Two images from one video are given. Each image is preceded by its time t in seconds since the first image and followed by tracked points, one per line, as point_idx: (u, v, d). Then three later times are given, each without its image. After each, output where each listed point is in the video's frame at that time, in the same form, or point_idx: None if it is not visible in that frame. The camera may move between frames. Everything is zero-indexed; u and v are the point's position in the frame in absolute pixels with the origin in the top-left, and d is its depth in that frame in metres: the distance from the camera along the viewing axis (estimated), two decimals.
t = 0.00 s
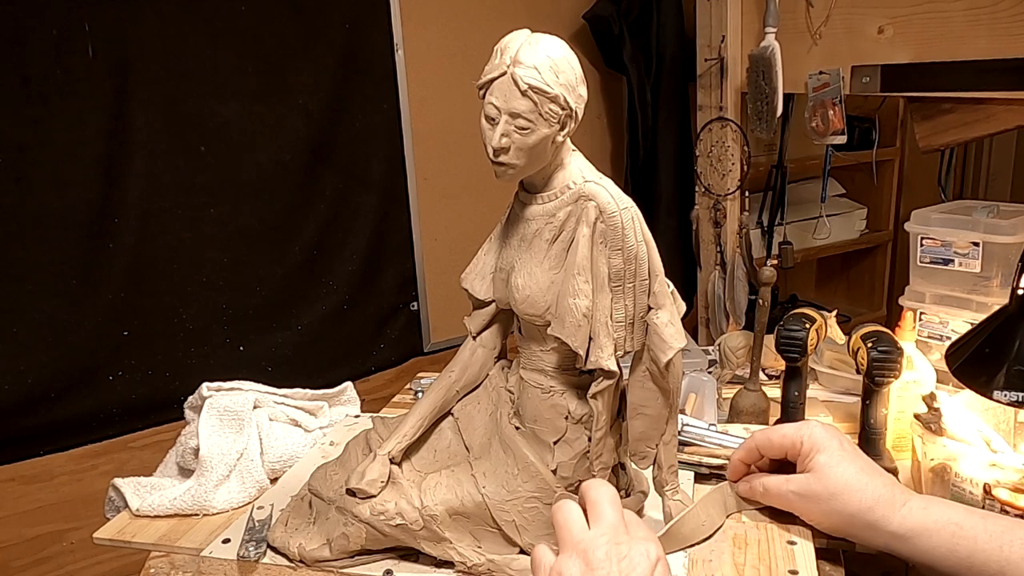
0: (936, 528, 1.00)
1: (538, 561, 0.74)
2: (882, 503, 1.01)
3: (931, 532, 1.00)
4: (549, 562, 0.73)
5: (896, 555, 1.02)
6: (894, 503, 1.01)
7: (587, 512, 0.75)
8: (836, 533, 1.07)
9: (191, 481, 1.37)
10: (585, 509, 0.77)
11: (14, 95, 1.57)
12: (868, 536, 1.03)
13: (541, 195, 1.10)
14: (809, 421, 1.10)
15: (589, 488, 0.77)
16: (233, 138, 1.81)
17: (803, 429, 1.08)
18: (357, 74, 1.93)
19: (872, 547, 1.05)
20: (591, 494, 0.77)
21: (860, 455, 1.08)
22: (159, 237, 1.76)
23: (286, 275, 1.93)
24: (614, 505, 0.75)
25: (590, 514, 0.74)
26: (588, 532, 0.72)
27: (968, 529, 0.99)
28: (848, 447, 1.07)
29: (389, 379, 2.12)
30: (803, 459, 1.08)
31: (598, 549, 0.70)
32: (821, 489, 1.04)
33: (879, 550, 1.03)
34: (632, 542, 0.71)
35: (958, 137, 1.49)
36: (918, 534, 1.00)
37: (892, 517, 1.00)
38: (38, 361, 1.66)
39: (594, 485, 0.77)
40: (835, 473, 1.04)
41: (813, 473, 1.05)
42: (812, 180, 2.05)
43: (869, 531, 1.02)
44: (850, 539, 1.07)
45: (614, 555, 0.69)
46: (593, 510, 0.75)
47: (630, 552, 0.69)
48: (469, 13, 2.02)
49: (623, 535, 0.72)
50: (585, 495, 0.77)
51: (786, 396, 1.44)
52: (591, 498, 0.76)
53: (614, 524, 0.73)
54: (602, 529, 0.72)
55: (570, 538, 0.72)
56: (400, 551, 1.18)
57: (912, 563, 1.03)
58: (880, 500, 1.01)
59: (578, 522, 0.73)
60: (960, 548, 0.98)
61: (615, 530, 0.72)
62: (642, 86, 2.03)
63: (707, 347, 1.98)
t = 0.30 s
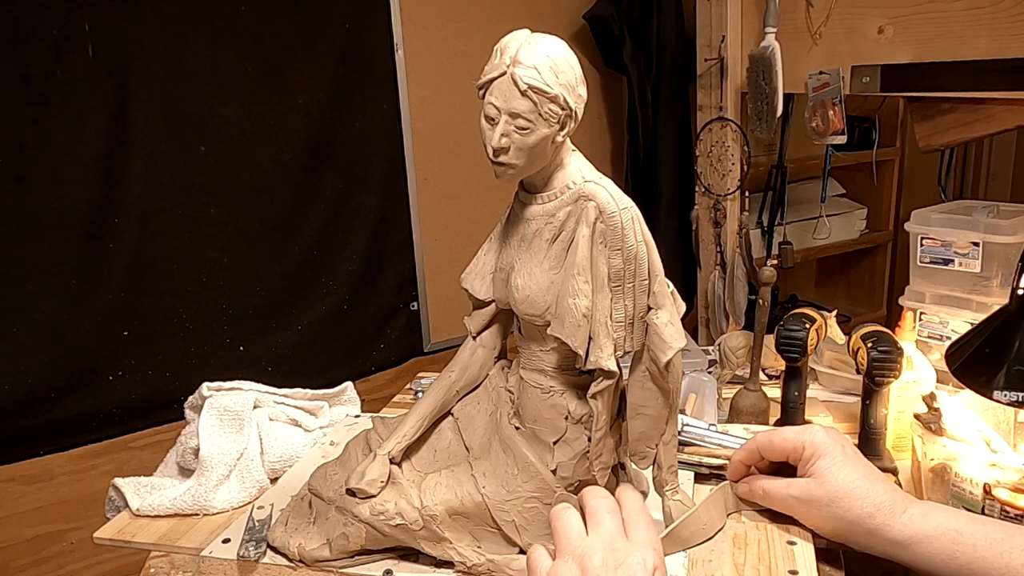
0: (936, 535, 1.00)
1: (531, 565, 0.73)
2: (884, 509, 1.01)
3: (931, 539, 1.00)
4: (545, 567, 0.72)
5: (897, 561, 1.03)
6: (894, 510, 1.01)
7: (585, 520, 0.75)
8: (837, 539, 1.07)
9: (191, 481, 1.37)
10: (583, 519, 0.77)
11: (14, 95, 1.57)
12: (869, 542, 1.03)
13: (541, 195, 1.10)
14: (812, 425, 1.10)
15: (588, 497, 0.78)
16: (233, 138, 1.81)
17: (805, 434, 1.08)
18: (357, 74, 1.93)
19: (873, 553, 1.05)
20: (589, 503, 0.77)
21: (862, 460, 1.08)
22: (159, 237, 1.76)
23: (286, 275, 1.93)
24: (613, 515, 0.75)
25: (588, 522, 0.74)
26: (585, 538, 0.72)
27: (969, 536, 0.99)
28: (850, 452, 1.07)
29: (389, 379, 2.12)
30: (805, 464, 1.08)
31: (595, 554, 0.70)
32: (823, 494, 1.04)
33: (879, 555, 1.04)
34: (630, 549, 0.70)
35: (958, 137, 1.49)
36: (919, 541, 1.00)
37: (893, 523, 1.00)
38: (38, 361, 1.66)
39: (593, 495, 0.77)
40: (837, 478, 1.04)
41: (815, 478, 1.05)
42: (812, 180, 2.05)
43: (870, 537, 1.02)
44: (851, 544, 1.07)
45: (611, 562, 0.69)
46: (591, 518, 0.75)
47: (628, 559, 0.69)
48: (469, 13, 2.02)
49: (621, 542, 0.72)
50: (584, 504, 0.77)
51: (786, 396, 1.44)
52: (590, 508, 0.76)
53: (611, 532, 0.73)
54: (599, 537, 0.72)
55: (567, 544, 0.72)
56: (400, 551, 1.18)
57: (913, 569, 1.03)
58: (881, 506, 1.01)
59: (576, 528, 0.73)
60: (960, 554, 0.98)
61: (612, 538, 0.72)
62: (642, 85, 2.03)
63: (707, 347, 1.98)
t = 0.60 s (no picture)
0: (933, 533, 1.00)
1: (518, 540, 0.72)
2: (881, 507, 1.01)
3: (928, 536, 1.00)
4: (529, 540, 0.71)
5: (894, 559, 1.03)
6: (892, 508, 1.02)
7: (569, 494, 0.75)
8: (834, 536, 1.07)
9: (191, 481, 1.37)
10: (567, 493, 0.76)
11: (14, 95, 1.57)
12: (866, 540, 1.03)
13: (541, 195, 1.10)
14: (810, 424, 1.10)
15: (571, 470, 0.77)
16: (233, 138, 1.81)
17: (803, 433, 1.09)
18: (357, 74, 1.93)
19: (870, 551, 1.05)
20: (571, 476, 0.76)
21: (860, 459, 1.09)
22: (159, 237, 1.76)
23: (286, 275, 1.93)
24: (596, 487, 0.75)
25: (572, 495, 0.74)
26: (570, 512, 0.71)
27: (966, 534, 0.99)
28: (848, 451, 1.08)
29: (389, 379, 2.12)
30: (803, 463, 1.08)
31: (578, 527, 0.69)
32: (821, 492, 1.05)
33: (877, 553, 1.04)
34: (613, 521, 0.70)
35: (958, 137, 1.49)
36: (916, 539, 1.00)
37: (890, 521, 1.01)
38: (38, 361, 1.66)
39: (577, 468, 0.76)
40: (834, 476, 1.04)
41: (813, 476, 1.06)
42: (812, 180, 2.05)
43: (867, 535, 1.03)
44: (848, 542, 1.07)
45: (594, 535, 0.68)
46: (574, 490, 0.74)
47: (611, 531, 0.69)
48: (469, 13, 2.02)
49: (604, 514, 0.71)
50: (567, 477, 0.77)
51: (786, 396, 1.44)
52: (573, 479, 0.75)
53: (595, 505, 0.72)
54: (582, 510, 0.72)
55: (551, 517, 0.71)
56: (400, 551, 1.18)
57: (909, 567, 1.03)
58: (878, 504, 1.02)
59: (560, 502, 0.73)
60: (957, 552, 0.99)
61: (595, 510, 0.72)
62: (642, 86, 2.03)
63: (707, 347, 1.98)
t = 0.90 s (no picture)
0: (932, 529, 1.00)
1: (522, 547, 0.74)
2: (880, 504, 1.01)
3: (926, 533, 1.00)
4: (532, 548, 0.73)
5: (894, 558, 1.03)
6: (890, 506, 1.02)
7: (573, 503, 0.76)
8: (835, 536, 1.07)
9: (191, 481, 1.37)
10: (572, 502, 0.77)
11: (14, 95, 1.57)
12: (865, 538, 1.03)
13: (541, 195, 1.10)
14: (809, 423, 1.11)
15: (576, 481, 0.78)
16: (232, 138, 1.81)
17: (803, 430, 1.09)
18: (357, 74, 1.93)
19: (869, 549, 1.05)
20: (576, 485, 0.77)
21: (859, 458, 1.09)
22: (159, 237, 1.76)
23: (286, 275, 1.93)
24: (600, 497, 0.75)
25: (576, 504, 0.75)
26: (572, 521, 0.73)
27: (964, 532, 0.99)
28: (847, 449, 1.08)
29: (389, 379, 2.12)
30: (802, 461, 1.09)
31: (580, 536, 0.70)
32: (821, 487, 1.05)
33: (877, 551, 1.04)
34: (615, 531, 0.71)
35: (958, 137, 1.49)
36: (914, 536, 1.00)
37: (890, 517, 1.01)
38: (38, 361, 1.66)
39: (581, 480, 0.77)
40: (834, 473, 1.04)
41: (812, 474, 1.06)
42: (812, 180, 2.05)
43: (866, 533, 1.03)
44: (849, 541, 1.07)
45: (596, 545, 0.70)
46: (579, 500, 0.75)
47: (613, 541, 0.70)
48: (469, 13, 2.02)
49: (607, 524, 0.72)
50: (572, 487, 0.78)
51: (786, 396, 1.44)
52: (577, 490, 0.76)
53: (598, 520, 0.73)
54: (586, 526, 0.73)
55: (554, 526, 0.73)
56: (400, 551, 1.18)
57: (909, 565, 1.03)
58: (878, 501, 1.02)
59: (563, 512, 0.74)
60: (956, 550, 0.99)
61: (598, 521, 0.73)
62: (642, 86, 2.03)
63: (707, 347, 1.98)
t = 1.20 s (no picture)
0: (931, 528, 1.00)
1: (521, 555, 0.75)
2: (879, 504, 1.02)
3: (925, 532, 1.00)
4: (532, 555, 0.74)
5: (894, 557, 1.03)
6: (890, 505, 1.02)
7: (572, 507, 0.76)
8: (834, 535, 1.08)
9: (191, 481, 1.37)
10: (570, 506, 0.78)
11: (14, 95, 1.57)
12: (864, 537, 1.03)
13: (541, 195, 1.10)
14: (809, 423, 1.11)
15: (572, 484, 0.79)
16: (232, 138, 1.81)
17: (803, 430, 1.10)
18: (357, 74, 1.93)
19: (870, 549, 1.05)
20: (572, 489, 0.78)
21: (859, 457, 1.09)
22: (159, 237, 1.76)
23: (286, 275, 1.93)
24: (597, 501, 0.76)
25: (574, 510, 0.75)
26: (571, 526, 0.73)
27: (964, 531, 0.99)
28: (847, 449, 1.08)
29: (389, 379, 2.12)
30: (802, 461, 1.09)
31: (579, 543, 0.71)
32: (820, 486, 1.05)
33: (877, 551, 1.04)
34: (614, 536, 0.71)
35: (958, 137, 1.49)
36: (914, 536, 1.00)
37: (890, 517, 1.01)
38: (38, 361, 1.66)
39: (579, 485, 0.78)
40: (834, 473, 1.05)
41: (812, 473, 1.06)
42: (813, 180, 2.05)
43: (866, 532, 1.03)
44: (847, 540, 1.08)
45: (595, 551, 0.70)
46: (576, 506, 0.76)
47: (612, 546, 0.70)
48: (469, 13, 2.02)
49: (605, 530, 0.73)
50: (569, 490, 0.79)
51: (786, 396, 1.44)
52: (573, 493, 0.77)
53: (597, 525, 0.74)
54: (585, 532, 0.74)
55: (554, 531, 0.73)
56: (400, 551, 1.18)
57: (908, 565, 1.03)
58: (877, 500, 1.02)
59: (562, 518, 0.74)
60: (955, 549, 0.98)
61: (597, 525, 0.73)
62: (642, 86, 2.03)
63: (707, 347, 1.98)
